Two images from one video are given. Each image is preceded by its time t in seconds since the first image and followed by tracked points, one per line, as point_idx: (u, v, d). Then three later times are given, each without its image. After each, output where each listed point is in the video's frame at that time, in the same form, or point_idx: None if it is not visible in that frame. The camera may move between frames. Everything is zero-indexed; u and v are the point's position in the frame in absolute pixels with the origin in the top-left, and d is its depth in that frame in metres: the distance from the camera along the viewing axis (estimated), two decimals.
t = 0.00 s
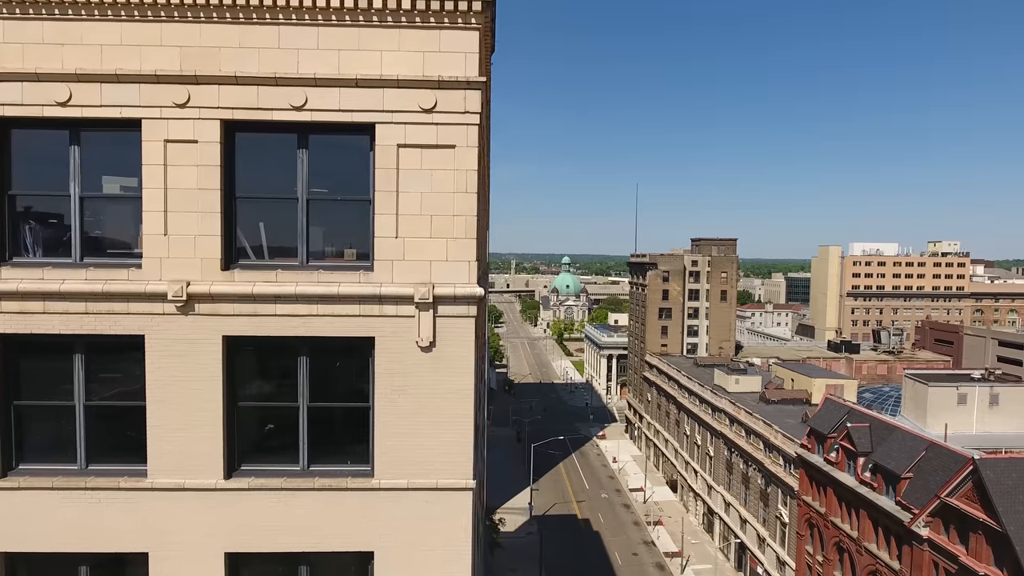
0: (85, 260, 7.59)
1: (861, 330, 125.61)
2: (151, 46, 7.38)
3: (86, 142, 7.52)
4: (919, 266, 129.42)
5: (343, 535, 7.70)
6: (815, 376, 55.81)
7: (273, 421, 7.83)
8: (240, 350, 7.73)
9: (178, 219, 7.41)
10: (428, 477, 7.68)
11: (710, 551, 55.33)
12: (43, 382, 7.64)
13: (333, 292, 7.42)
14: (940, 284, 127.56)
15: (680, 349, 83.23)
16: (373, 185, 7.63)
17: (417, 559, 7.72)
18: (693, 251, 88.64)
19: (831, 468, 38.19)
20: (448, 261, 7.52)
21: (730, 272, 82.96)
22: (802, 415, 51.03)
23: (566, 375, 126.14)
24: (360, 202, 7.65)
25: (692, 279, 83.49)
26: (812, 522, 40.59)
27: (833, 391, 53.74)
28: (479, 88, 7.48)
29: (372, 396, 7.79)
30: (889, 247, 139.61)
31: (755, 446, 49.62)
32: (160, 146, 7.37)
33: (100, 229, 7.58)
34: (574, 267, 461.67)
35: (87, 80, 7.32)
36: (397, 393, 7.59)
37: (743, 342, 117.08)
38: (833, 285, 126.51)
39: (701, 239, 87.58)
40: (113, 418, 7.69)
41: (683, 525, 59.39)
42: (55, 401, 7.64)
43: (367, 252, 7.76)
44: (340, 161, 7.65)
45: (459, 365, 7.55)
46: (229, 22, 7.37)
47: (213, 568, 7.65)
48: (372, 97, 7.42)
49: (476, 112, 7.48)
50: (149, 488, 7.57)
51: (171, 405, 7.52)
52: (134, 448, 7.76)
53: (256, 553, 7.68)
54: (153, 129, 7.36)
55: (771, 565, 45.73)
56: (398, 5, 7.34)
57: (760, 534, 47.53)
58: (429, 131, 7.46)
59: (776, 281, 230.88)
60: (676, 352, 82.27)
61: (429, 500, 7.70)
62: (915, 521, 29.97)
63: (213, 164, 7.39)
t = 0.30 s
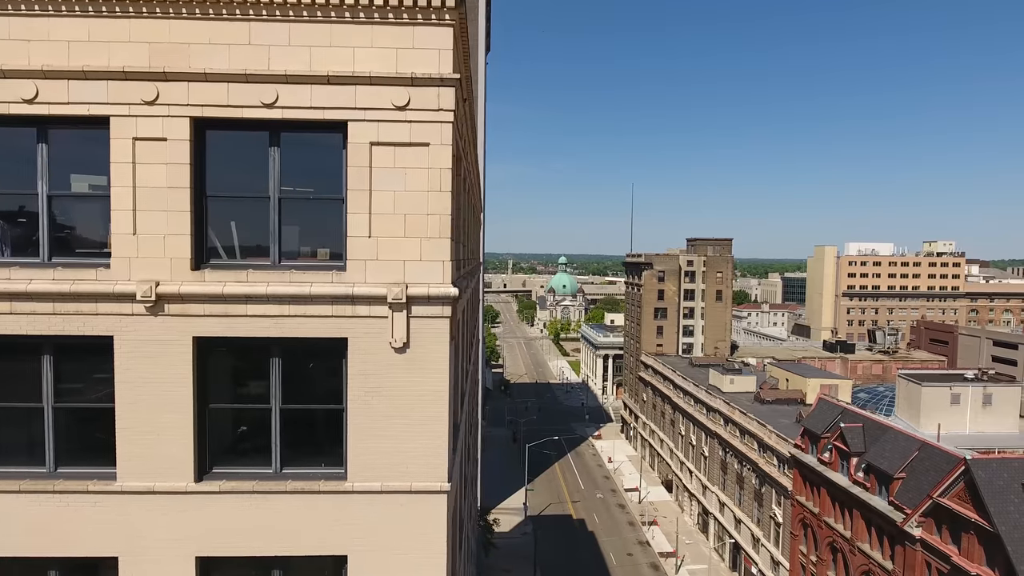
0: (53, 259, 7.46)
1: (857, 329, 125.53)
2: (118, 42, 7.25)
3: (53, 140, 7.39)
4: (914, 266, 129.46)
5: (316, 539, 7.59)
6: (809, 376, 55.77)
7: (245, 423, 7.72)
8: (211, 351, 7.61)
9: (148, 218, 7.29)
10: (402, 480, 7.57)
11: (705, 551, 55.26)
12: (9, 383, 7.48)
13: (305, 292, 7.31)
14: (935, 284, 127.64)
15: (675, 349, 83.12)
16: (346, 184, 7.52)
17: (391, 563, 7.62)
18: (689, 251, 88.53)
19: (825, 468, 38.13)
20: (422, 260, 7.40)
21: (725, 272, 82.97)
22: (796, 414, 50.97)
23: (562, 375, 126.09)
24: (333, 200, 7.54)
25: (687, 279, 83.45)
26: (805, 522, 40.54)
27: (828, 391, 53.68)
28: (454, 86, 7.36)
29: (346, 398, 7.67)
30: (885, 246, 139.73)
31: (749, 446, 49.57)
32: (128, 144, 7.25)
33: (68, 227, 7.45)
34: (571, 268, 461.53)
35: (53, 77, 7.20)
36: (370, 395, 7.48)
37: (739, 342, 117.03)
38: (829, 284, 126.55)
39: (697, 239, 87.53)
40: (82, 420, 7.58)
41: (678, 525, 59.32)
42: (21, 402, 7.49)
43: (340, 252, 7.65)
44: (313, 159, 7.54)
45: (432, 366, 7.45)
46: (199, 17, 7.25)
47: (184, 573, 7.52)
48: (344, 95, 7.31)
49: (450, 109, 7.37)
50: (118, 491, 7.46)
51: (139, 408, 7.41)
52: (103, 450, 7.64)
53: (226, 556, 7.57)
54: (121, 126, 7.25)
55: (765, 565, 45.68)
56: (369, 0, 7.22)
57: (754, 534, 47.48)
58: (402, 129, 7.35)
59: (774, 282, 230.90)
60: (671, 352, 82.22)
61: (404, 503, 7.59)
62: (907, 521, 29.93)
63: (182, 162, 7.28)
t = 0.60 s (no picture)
0: (22, 259, 7.36)
1: (852, 329, 125.70)
2: (86, 39, 7.15)
3: (22, 139, 7.28)
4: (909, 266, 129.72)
5: (289, 542, 7.51)
6: (804, 376, 55.75)
7: (218, 426, 7.63)
8: (182, 352, 7.53)
9: (117, 217, 7.20)
10: (376, 483, 7.49)
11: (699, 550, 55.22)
12: None
13: (276, 292, 7.23)
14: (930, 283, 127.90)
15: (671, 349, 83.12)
16: (318, 183, 7.43)
17: (365, 567, 7.54)
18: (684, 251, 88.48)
19: (818, 468, 38.10)
20: (396, 260, 7.31)
21: (721, 271, 82.98)
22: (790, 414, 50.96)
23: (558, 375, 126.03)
24: (306, 198, 7.45)
25: (683, 279, 83.48)
26: (799, 522, 40.50)
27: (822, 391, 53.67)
28: (427, 83, 7.27)
29: (318, 400, 7.59)
30: (880, 246, 139.98)
31: (743, 446, 49.57)
32: (97, 142, 7.16)
33: (37, 227, 7.35)
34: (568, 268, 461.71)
35: (21, 75, 7.11)
36: (343, 397, 7.40)
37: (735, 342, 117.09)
38: (824, 284, 126.74)
39: (692, 239, 87.60)
40: (51, 422, 7.48)
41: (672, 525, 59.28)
42: None
43: (313, 253, 7.56)
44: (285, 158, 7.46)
45: (406, 368, 7.35)
46: (168, 14, 7.15)
47: None
48: (315, 92, 7.22)
49: (423, 108, 7.28)
50: (88, 494, 7.37)
51: (109, 410, 7.31)
52: (72, 452, 7.55)
53: (198, 560, 7.48)
54: (90, 125, 7.15)
55: (759, 565, 45.66)
56: None
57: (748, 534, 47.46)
58: (375, 128, 7.26)
59: (770, 281, 231.40)
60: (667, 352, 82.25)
61: (377, 506, 7.50)
62: (899, 520, 29.91)
63: (152, 161, 7.19)
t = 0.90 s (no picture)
0: None
1: (849, 329, 125.67)
2: (58, 36, 7.07)
3: None
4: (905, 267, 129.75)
5: (264, 544, 7.44)
6: (799, 376, 55.71)
7: (194, 427, 7.57)
8: (156, 352, 7.45)
9: (90, 216, 7.13)
10: (352, 485, 7.42)
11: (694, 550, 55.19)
12: None
13: (251, 292, 7.17)
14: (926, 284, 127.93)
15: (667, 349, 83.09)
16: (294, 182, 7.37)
17: (342, 569, 7.47)
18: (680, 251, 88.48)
19: (812, 468, 38.08)
20: (372, 260, 7.24)
21: (717, 272, 83.01)
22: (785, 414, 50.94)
23: (555, 375, 126.00)
24: (282, 197, 7.38)
25: (679, 279, 83.49)
26: (793, 521, 40.48)
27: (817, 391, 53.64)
28: (403, 82, 7.21)
29: (294, 401, 7.53)
30: (876, 247, 140.03)
31: (738, 446, 49.56)
32: (70, 141, 7.08)
33: (8, 226, 7.26)
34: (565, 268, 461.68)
35: None
36: (319, 398, 7.33)
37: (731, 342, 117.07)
38: (821, 284, 126.73)
39: (689, 239, 87.61)
40: (24, 422, 7.41)
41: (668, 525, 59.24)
42: None
43: (289, 252, 7.49)
44: (260, 156, 7.39)
45: (382, 369, 7.27)
46: (141, 11, 7.08)
47: None
48: (290, 90, 7.16)
49: (399, 106, 7.21)
50: (61, 496, 7.28)
51: (82, 411, 7.24)
52: (45, 453, 7.47)
53: (173, 562, 7.41)
54: (62, 123, 7.08)
55: (754, 565, 45.65)
56: None
57: (743, 534, 47.44)
58: (351, 126, 7.20)
59: (766, 281, 231.91)
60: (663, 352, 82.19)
61: (354, 507, 7.43)
62: (892, 520, 29.89)
63: (125, 159, 7.11)
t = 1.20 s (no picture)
0: None
1: (844, 329, 125.72)
2: (35, 33, 7.02)
3: None
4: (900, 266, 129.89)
5: (246, 546, 7.39)
6: (793, 376, 55.73)
7: (175, 428, 7.51)
8: (137, 353, 7.40)
9: (68, 216, 7.07)
10: (335, 486, 7.38)
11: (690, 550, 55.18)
12: None
13: (232, 293, 7.12)
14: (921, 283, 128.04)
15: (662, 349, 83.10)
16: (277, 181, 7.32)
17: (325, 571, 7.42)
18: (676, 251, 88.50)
19: (806, 468, 38.09)
20: (354, 260, 7.20)
21: (712, 272, 83.07)
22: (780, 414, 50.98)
23: (551, 375, 125.88)
24: (264, 197, 7.34)
25: (674, 279, 83.51)
26: (787, 521, 40.49)
27: (812, 391, 53.66)
28: (384, 81, 7.16)
29: (276, 402, 7.47)
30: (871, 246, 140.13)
31: (733, 445, 49.57)
32: (48, 140, 7.02)
33: None
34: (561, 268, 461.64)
35: None
36: (301, 399, 7.28)
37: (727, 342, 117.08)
38: (816, 284, 126.77)
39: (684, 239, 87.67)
40: (4, 424, 7.34)
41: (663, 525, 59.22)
42: None
43: (271, 253, 7.45)
44: (241, 155, 7.34)
45: (364, 369, 7.23)
46: (120, 9, 7.03)
47: None
48: (271, 89, 7.11)
49: (381, 105, 7.16)
50: (41, 498, 7.22)
51: (62, 412, 7.18)
52: (24, 455, 7.40)
53: (154, 564, 7.35)
54: (41, 122, 7.02)
55: (749, 565, 45.66)
56: None
57: (738, 533, 47.44)
58: (332, 126, 7.16)
59: (763, 281, 231.80)
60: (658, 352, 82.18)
61: (337, 508, 7.38)
62: (886, 520, 29.89)
63: (104, 159, 7.06)
